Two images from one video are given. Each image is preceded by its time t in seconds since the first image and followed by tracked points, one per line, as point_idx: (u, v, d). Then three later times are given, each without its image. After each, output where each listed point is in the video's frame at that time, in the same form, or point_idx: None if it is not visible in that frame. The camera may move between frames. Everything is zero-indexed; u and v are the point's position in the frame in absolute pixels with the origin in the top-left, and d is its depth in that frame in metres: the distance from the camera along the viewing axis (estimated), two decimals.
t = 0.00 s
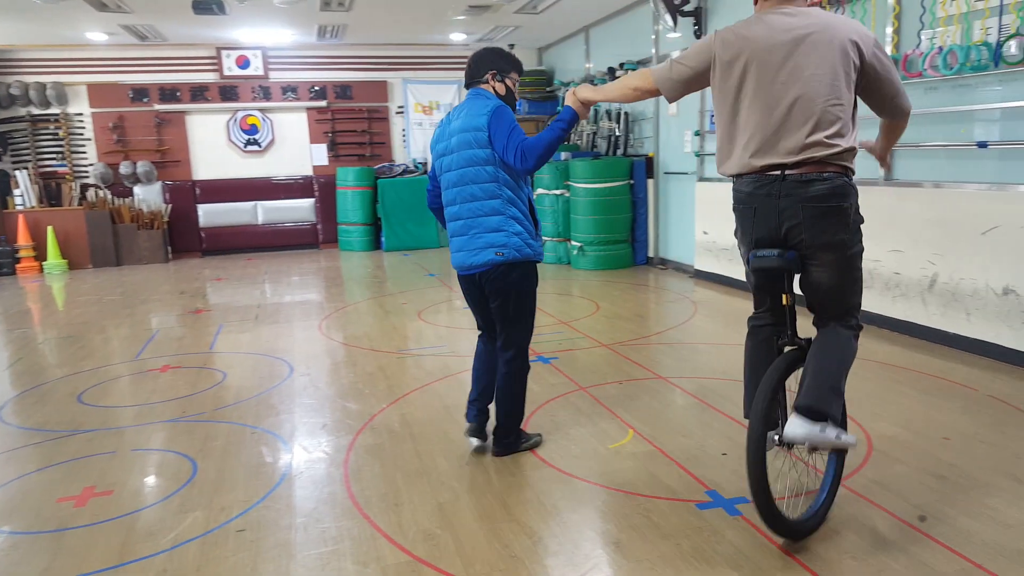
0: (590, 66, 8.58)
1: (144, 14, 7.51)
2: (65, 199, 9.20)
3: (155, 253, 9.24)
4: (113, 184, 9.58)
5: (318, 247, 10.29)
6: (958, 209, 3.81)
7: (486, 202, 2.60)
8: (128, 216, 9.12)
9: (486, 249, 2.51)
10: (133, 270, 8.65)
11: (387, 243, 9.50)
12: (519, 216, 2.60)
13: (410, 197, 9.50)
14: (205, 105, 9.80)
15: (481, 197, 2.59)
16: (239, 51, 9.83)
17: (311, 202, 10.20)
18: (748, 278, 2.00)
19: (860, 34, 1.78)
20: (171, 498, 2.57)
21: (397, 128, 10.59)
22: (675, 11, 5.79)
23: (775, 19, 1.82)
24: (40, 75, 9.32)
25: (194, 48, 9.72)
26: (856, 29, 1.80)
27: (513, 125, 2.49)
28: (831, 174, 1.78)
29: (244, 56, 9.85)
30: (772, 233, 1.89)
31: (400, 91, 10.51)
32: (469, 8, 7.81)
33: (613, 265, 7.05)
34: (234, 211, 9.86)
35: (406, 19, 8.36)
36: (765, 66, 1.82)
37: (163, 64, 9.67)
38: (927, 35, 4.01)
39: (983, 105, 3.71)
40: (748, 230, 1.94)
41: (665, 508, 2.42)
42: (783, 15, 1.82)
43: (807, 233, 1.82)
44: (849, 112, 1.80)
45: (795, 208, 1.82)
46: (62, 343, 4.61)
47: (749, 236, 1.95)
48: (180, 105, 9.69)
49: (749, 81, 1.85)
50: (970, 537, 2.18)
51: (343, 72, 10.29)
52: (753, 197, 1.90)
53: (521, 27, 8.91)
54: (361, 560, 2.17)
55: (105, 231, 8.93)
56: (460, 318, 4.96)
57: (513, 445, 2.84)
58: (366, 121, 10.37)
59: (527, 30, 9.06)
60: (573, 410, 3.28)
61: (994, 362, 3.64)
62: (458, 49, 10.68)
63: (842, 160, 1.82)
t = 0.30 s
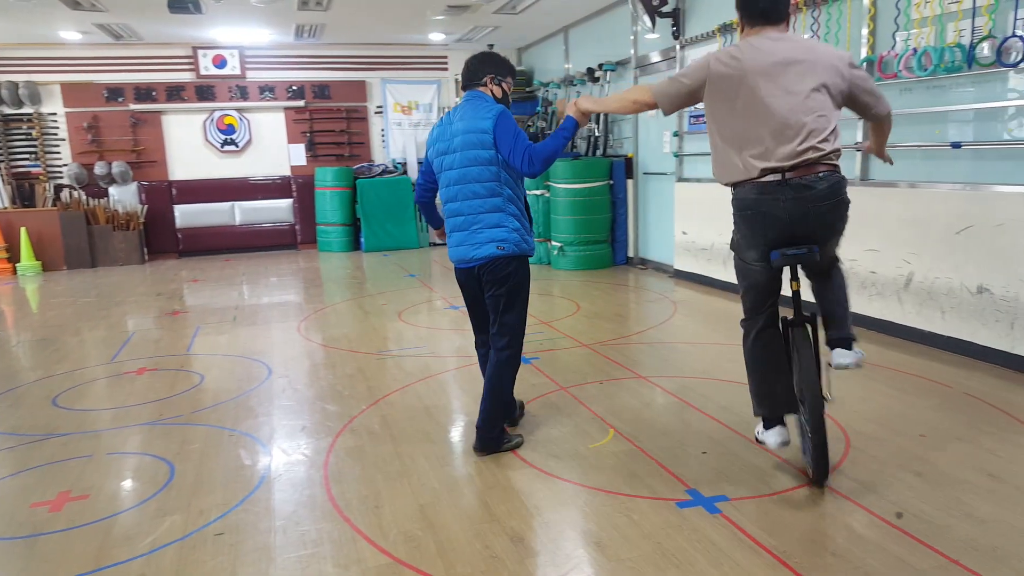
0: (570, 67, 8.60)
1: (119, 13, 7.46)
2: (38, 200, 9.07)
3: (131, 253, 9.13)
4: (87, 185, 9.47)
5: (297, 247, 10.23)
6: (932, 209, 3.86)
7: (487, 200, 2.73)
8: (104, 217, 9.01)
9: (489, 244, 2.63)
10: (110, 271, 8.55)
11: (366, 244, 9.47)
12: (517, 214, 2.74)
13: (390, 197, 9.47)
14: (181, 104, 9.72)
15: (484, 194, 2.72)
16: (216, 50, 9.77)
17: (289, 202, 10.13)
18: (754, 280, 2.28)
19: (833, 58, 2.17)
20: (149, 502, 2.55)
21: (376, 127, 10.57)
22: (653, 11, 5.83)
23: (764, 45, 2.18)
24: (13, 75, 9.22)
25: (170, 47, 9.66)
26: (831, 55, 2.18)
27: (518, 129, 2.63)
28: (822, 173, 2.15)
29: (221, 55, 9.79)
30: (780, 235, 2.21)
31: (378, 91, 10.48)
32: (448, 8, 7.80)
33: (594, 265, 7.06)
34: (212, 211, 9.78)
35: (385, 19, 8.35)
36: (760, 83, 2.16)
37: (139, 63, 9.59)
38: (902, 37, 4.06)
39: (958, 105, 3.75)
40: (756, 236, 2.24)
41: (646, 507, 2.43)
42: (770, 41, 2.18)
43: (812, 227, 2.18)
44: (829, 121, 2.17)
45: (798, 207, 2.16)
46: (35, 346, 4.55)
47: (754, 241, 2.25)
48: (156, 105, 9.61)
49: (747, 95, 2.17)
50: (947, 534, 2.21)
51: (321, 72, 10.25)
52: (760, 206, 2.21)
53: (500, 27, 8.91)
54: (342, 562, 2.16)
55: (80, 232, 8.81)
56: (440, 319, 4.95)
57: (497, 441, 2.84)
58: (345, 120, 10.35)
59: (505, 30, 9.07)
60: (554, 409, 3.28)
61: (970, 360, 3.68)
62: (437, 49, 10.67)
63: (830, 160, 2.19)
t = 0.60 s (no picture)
0: (552, 67, 8.57)
1: (98, 13, 7.43)
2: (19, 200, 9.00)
3: (112, 254, 9.12)
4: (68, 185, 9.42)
5: (279, 247, 10.24)
6: (914, 209, 3.88)
7: (485, 196, 2.93)
8: (85, 217, 8.97)
9: (490, 237, 2.84)
10: (95, 272, 8.50)
11: (348, 244, 9.47)
12: (513, 209, 2.95)
13: (372, 197, 9.48)
14: (162, 104, 9.68)
15: (482, 190, 2.92)
16: (198, 50, 9.73)
17: (271, 202, 10.15)
18: (737, 261, 2.33)
19: (798, 60, 2.35)
20: (131, 503, 2.54)
21: (359, 128, 10.56)
22: (635, 12, 5.81)
23: (737, 47, 2.32)
24: None
25: (150, 47, 9.61)
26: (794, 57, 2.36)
27: (514, 129, 2.86)
28: (804, 161, 2.29)
29: (202, 55, 9.75)
30: (768, 221, 2.30)
31: (360, 91, 10.47)
32: (430, 8, 7.79)
33: (577, 265, 7.07)
34: (193, 212, 9.80)
35: (369, 18, 8.34)
36: (741, 80, 2.28)
37: (119, 62, 9.54)
38: (882, 38, 4.09)
39: (938, 105, 3.77)
40: (746, 220, 2.31)
41: (629, 506, 2.43)
42: (743, 43, 2.32)
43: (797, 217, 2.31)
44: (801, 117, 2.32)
45: (789, 196, 2.27)
46: (13, 348, 4.51)
47: (743, 224, 2.32)
48: (137, 105, 9.57)
49: (729, 91, 2.29)
50: (929, 532, 2.22)
51: (303, 71, 10.22)
52: (752, 192, 2.28)
53: (483, 27, 8.90)
54: (325, 564, 2.15)
55: (60, 232, 8.77)
56: (423, 319, 4.94)
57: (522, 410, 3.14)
58: (327, 120, 10.33)
59: (488, 30, 9.06)
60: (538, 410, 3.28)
61: (953, 359, 3.70)
62: (420, 49, 10.66)
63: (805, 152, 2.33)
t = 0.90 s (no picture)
0: (545, 67, 8.56)
1: (91, 12, 7.43)
2: (12, 200, 9.01)
3: (106, 254, 9.12)
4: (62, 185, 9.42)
5: (272, 247, 10.25)
6: (907, 209, 3.88)
7: (489, 198, 2.98)
8: (78, 217, 8.97)
9: (493, 236, 2.88)
10: (91, 271, 8.50)
11: (342, 244, 9.47)
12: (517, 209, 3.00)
13: (366, 197, 9.51)
14: (155, 104, 9.68)
15: (487, 192, 2.97)
16: (191, 50, 9.74)
17: (264, 202, 10.14)
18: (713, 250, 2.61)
19: (773, 66, 2.63)
20: (125, 502, 2.54)
21: (352, 128, 10.56)
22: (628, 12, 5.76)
23: (724, 52, 2.57)
24: None
25: (143, 47, 9.63)
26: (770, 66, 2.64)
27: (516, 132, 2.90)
28: (782, 160, 2.55)
29: (196, 55, 9.76)
30: (744, 215, 2.56)
31: (354, 91, 10.48)
32: (423, 7, 7.79)
33: (570, 265, 7.07)
34: (186, 212, 9.79)
35: (362, 18, 8.34)
36: (727, 82, 2.53)
37: (113, 63, 9.55)
38: (876, 38, 4.09)
39: (931, 105, 3.77)
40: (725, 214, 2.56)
41: (622, 506, 2.43)
42: (728, 48, 2.57)
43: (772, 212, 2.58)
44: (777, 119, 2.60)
45: (766, 191, 2.53)
46: (5, 348, 4.51)
47: (721, 217, 2.58)
48: (131, 105, 9.57)
49: (720, 93, 2.53)
50: (922, 532, 2.22)
51: (296, 71, 10.22)
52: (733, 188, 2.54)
53: (476, 27, 8.90)
54: (319, 564, 2.16)
55: (54, 232, 8.78)
56: (417, 319, 4.94)
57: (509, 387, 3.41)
58: (320, 120, 10.33)
59: (481, 30, 9.07)
60: (532, 410, 3.28)
61: (948, 360, 3.70)
62: (413, 49, 10.66)
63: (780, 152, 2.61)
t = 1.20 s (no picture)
0: (545, 67, 8.56)
1: (92, 12, 7.44)
2: (13, 200, 9.03)
3: (107, 253, 9.14)
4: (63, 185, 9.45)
5: (272, 248, 10.27)
6: (907, 209, 3.87)
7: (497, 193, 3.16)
8: (79, 217, 8.99)
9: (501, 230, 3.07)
10: (92, 271, 8.51)
11: (342, 244, 9.47)
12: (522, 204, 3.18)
13: (366, 198, 9.52)
14: (155, 104, 9.70)
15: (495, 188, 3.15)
16: (191, 50, 9.76)
17: (264, 202, 10.15)
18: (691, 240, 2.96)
19: (758, 79, 2.96)
20: (125, 502, 2.54)
21: (352, 128, 10.57)
22: (628, 12, 5.75)
23: (716, 65, 2.88)
24: None
25: (144, 47, 9.65)
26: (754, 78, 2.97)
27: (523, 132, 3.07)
28: (762, 168, 2.89)
29: (196, 55, 9.78)
30: (721, 213, 2.90)
31: (354, 91, 10.48)
32: (423, 8, 7.79)
33: (570, 265, 7.07)
34: (186, 212, 9.81)
35: (362, 19, 8.34)
36: (719, 94, 2.85)
37: (113, 63, 9.58)
38: (876, 37, 4.08)
39: (931, 105, 3.77)
40: (704, 210, 2.91)
41: (622, 507, 2.43)
42: (719, 62, 2.88)
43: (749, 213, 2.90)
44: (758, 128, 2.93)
45: (744, 193, 2.87)
46: (5, 347, 4.52)
47: (701, 213, 2.92)
48: (131, 105, 9.59)
49: (712, 104, 2.85)
50: (923, 533, 2.21)
51: (296, 72, 10.23)
52: (715, 189, 2.87)
53: (475, 27, 8.89)
54: (319, 564, 2.16)
55: (55, 232, 8.80)
56: (416, 319, 4.94)
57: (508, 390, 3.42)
58: (320, 121, 10.34)
59: (480, 30, 9.06)
60: (532, 410, 3.28)
61: (949, 360, 3.70)
62: (413, 49, 10.66)
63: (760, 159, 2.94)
